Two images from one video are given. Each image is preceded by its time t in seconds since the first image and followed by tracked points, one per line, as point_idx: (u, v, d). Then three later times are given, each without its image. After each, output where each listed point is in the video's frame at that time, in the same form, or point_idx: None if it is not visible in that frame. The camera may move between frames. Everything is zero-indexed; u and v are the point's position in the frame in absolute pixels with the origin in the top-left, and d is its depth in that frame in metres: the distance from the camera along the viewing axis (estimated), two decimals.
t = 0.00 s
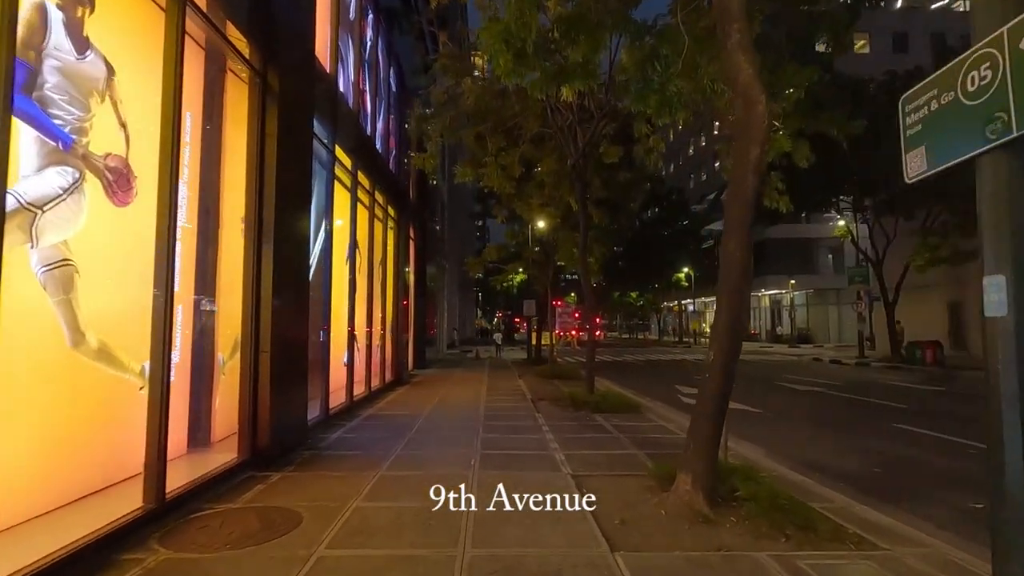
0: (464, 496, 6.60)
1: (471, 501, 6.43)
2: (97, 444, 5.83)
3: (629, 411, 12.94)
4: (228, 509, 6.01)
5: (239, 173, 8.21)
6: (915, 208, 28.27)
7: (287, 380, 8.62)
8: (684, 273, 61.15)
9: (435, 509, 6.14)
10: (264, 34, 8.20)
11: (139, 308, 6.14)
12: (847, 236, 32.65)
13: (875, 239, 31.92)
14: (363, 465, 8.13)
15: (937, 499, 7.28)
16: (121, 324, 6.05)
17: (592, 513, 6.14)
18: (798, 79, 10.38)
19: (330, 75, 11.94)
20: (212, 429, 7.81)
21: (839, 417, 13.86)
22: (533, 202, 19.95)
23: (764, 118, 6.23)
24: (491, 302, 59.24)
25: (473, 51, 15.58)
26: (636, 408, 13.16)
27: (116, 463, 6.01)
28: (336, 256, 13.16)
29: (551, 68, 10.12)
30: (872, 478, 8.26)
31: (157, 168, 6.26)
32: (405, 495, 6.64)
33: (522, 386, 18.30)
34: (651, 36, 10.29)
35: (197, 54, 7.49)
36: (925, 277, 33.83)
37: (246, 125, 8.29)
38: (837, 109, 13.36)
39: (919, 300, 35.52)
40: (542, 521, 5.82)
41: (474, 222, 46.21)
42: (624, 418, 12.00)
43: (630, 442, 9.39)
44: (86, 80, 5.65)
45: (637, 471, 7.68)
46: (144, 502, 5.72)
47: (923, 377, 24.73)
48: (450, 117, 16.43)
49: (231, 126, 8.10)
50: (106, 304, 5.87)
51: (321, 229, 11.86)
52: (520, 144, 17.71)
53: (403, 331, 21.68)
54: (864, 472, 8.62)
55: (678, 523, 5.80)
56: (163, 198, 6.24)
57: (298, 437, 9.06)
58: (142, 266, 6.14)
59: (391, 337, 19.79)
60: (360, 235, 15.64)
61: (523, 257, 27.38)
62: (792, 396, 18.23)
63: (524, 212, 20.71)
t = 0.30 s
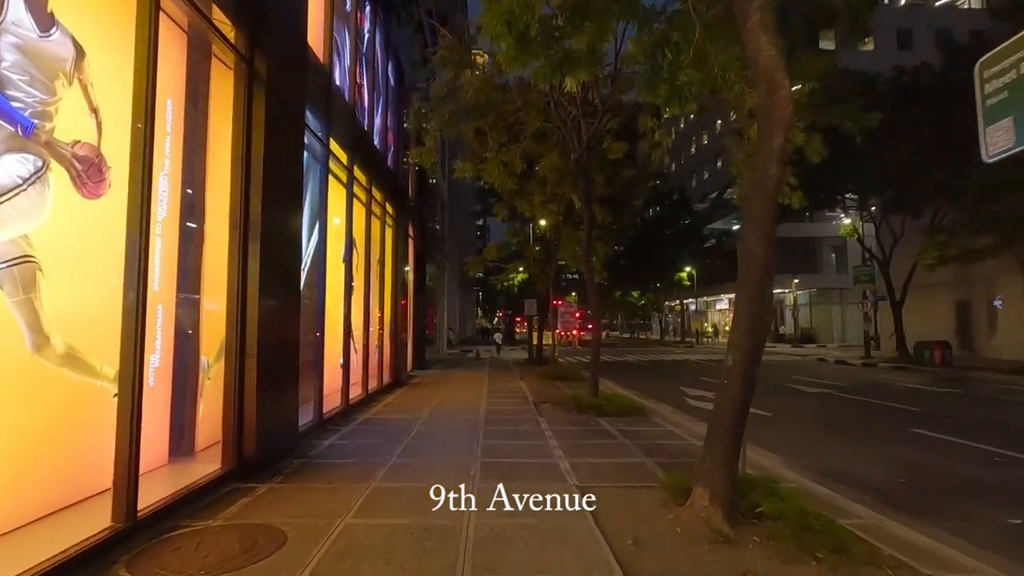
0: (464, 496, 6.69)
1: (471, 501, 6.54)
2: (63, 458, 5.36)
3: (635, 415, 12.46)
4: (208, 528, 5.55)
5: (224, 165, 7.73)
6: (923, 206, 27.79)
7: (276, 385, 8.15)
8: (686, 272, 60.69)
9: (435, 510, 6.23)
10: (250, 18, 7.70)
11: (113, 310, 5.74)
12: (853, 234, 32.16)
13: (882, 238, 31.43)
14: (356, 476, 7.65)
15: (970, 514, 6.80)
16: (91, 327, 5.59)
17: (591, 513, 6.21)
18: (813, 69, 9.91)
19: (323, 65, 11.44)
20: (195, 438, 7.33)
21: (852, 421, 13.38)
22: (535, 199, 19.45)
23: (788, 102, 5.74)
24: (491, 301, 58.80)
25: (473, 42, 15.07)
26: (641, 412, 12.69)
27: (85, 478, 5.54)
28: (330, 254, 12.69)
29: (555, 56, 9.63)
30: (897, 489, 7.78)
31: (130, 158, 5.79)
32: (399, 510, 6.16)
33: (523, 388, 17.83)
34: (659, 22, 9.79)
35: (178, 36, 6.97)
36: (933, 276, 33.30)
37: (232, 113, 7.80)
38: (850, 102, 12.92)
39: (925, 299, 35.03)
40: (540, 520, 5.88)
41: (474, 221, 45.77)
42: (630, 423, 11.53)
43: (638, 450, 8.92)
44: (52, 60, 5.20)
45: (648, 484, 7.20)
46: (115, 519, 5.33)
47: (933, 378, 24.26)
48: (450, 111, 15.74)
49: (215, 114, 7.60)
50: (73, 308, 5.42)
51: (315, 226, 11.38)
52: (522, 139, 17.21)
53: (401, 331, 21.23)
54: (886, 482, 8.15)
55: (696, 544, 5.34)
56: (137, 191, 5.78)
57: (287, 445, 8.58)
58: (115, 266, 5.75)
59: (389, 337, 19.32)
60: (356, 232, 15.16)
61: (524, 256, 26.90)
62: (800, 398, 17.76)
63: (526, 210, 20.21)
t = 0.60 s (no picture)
0: (464, 496, 6.60)
1: (472, 501, 6.41)
2: (27, 466, 4.92)
3: (643, 418, 11.97)
4: (188, 543, 5.11)
5: (210, 152, 7.28)
6: (932, 202, 27.31)
7: (267, 387, 7.69)
8: (689, 271, 60.27)
9: (436, 509, 6.16)
10: None
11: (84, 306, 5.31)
12: (860, 232, 31.66)
13: (889, 235, 30.93)
14: (351, 483, 7.20)
15: (1010, 524, 6.32)
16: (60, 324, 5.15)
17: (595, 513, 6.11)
18: (831, 54, 9.45)
19: (318, 53, 10.99)
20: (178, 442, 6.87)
21: (868, 423, 12.94)
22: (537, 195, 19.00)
23: (819, 79, 5.29)
24: (493, 301, 58.35)
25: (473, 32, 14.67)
26: (649, 414, 12.23)
27: (54, 488, 5.11)
28: (327, 250, 12.26)
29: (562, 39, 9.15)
30: (927, 497, 7.32)
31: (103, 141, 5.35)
32: (396, 522, 5.71)
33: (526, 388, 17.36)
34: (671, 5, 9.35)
35: (159, 15, 6.53)
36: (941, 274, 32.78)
37: (219, 97, 7.33)
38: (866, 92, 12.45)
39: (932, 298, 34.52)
40: (545, 525, 5.67)
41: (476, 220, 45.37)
42: (639, 426, 11.07)
43: (649, 456, 8.47)
44: (16, 32, 4.75)
45: (663, 492, 6.73)
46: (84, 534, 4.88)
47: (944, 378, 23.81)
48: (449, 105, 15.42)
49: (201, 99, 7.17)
50: (36, 302, 4.99)
51: (311, 221, 10.95)
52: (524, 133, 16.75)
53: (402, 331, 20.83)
54: (913, 489, 7.68)
55: (719, 560, 4.89)
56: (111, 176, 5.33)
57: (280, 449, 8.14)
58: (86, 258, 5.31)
59: (388, 337, 18.84)
60: (354, 228, 14.74)
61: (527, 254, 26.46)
62: (811, 399, 17.28)
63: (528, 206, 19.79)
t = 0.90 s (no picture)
0: (463, 496, 6.68)
1: (472, 500, 6.56)
2: None
3: (655, 423, 11.50)
4: (169, 565, 4.71)
5: (199, 143, 6.85)
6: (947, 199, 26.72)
7: (260, 391, 7.27)
8: (695, 271, 59.66)
9: (436, 509, 6.23)
10: None
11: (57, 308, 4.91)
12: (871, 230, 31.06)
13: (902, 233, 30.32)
14: (349, 494, 6.78)
15: None
16: (29, 327, 4.74)
17: (596, 510, 6.22)
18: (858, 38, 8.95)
19: (317, 42, 10.57)
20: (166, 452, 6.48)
21: (888, 427, 12.45)
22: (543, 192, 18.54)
23: (860, 57, 4.83)
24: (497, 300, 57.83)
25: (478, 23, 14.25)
26: (661, 419, 11.75)
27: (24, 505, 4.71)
28: (326, 248, 11.85)
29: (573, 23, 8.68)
30: (965, 510, 6.84)
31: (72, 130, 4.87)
32: (396, 540, 5.29)
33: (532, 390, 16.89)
34: None
35: None
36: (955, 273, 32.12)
37: (208, 85, 6.90)
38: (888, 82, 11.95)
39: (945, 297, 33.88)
40: (557, 544, 5.23)
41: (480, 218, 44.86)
42: (652, 431, 10.59)
43: (665, 464, 8.00)
44: None
45: (682, 506, 6.27)
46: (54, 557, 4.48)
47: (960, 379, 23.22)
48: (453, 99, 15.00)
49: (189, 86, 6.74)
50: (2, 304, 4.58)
51: (309, 218, 10.53)
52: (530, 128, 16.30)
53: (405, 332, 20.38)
54: (945, 501, 7.21)
55: None
56: (84, 169, 4.89)
57: (275, 457, 7.71)
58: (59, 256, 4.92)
59: (390, 338, 18.41)
60: (355, 225, 14.32)
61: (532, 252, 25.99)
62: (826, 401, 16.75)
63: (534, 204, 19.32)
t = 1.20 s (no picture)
0: (464, 496, 6.60)
1: (472, 501, 6.45)
2: None
3: (667, 426, 11.02)
4: None
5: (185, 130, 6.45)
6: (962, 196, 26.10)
7: (251, 393, 6.86)
8: (702, 270, 59.02)
9: (436, 509, 6.18)
10: None
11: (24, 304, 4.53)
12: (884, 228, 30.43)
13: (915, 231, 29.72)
14: (344, 503, 6.37)
15: None
16: None
17: (605, 520, 5.85)
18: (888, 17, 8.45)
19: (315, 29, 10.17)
20: (149, 458, 6.09)
21: (909, 431, 11.93)
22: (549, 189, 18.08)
23: (903, 26, 4.38)
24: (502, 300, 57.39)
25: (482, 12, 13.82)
26: (673, 422, 11.28)
27: None
28: (325, 244, 11.45)
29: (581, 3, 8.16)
30: (1004, 523, 6.35)
31: (40, 111, 4.50)
32: (392, 556, 4.88)
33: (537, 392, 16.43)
34: None
35: None
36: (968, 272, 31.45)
37: (195, 68, 6.50)
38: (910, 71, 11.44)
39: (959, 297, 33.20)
40: (567, 562, 4.79)
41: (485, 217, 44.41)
42: (664, 435, 10.12)
43: (680, 472, 7.54)
44: None
45: (701, 519, 5.80)
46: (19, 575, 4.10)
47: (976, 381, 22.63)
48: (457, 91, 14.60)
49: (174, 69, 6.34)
50: None
51: (307, 213, 10.12)
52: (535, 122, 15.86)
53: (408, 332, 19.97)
54: (981, 512, 6.73)
55: None
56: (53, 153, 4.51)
57: (267, 463, 7.30)
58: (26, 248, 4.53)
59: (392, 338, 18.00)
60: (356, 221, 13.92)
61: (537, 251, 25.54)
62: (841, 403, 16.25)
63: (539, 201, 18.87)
